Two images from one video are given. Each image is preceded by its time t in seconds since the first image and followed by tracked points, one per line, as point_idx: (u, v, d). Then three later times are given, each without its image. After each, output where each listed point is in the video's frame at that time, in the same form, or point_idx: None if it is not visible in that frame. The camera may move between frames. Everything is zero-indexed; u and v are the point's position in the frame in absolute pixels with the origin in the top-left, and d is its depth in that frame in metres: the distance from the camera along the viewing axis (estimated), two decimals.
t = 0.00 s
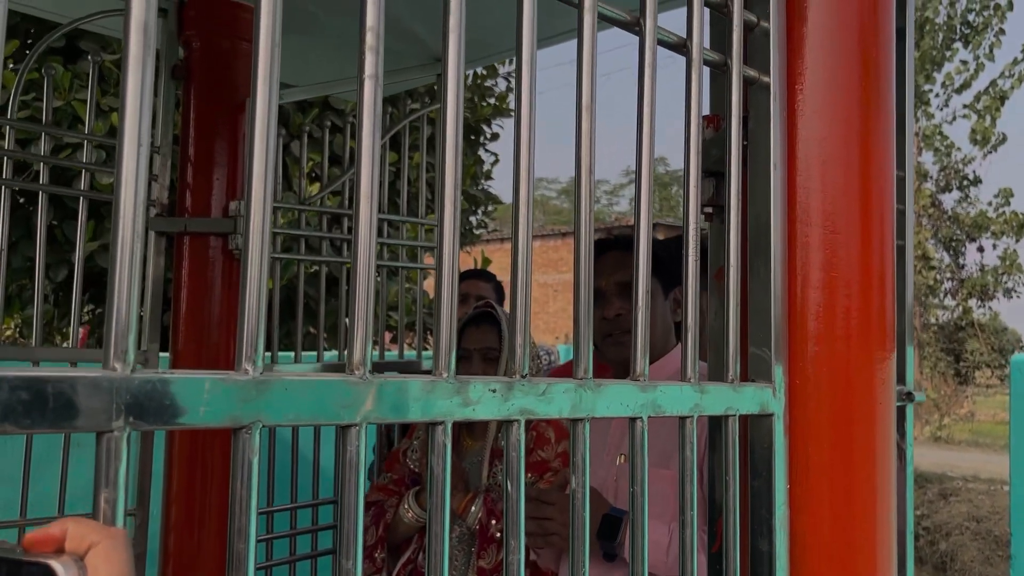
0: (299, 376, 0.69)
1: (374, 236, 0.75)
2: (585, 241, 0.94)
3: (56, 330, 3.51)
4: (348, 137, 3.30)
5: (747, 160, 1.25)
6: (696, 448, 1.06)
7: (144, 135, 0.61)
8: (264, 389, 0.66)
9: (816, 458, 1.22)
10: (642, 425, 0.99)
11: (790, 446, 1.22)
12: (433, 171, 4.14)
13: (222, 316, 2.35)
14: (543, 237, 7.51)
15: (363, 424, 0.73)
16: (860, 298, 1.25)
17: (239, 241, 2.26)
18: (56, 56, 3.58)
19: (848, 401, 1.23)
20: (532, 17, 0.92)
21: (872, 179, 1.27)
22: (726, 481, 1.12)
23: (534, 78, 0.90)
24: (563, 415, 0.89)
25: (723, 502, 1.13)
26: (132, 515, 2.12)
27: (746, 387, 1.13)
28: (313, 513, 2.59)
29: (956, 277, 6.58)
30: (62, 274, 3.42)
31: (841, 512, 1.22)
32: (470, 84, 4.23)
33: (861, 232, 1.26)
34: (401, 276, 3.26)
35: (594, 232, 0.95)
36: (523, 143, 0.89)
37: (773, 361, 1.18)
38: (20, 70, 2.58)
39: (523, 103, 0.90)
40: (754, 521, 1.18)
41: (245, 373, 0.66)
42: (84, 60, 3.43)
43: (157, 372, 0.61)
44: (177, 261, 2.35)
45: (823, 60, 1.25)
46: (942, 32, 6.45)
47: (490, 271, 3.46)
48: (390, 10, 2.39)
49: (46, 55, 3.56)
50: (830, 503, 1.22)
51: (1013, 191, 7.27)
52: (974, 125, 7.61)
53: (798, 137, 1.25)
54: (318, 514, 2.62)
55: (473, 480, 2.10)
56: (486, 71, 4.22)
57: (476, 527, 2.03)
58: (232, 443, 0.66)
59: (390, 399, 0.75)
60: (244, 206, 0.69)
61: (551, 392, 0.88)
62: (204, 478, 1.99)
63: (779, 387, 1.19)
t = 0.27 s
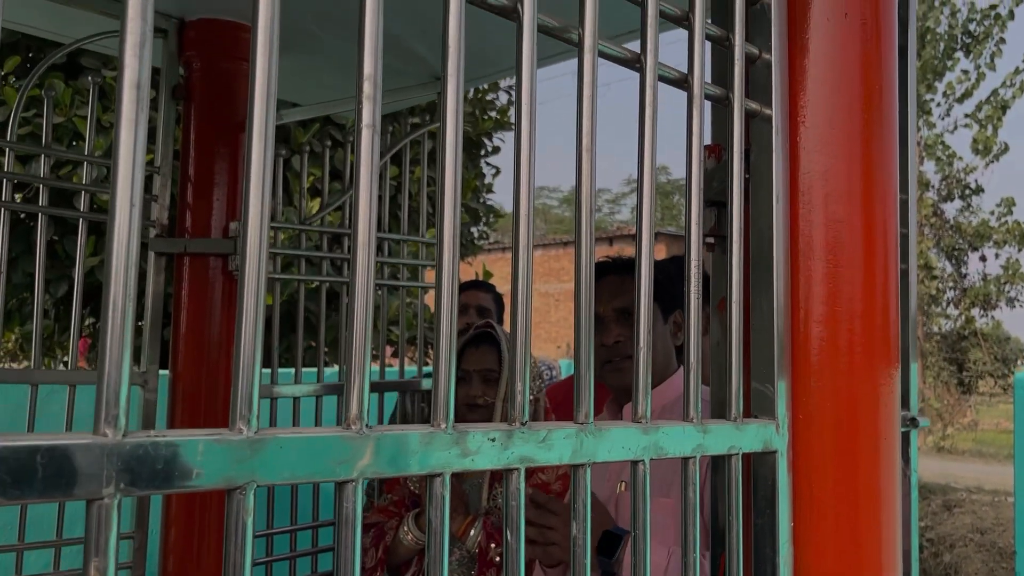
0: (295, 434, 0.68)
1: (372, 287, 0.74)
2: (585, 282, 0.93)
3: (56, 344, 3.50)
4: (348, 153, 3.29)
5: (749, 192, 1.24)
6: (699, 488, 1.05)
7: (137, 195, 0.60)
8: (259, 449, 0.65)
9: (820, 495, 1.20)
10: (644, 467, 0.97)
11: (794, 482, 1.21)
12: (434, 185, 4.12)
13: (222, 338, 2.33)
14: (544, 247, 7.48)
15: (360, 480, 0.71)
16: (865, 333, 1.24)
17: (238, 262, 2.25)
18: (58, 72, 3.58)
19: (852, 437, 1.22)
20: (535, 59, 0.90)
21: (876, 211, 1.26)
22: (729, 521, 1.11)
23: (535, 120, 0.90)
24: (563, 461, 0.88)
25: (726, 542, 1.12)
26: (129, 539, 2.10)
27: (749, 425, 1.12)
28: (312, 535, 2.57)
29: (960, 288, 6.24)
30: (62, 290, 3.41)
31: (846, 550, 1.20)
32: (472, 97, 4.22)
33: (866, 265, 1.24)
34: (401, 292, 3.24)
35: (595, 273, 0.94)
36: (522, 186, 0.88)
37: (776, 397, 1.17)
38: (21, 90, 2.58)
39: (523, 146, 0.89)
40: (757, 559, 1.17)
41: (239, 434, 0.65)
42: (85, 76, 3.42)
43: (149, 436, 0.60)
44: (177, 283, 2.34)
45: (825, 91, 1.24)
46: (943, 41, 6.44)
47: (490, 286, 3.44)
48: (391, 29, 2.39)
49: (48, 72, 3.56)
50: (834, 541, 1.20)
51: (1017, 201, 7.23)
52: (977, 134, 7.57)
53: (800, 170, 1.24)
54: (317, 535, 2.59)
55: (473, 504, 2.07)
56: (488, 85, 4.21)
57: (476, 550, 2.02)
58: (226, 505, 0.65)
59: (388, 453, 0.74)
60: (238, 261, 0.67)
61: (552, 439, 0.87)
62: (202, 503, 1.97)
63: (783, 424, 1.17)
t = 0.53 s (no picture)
0: (307, 466, 0.68)
1: (383, 318, 0.75)
2: (593, 308, 0.94)
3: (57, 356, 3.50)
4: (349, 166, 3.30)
5: (754, 214, 1.25)
6: (705, 511, 1.05)
7: (152, 234, 0.60)
8: (272, 481, 0.66)
9: (825, 515, 1.21)
10: (651, 491, 0.98)
11: (800, 503, 1.21)
12: (436, 197, 4.13)
13: (225, 353, 2.33)
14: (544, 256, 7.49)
15: (371, 510, 0.72)
16: (869, 353, 1.24)
17: (242, 276, 2.25)
18: (61, 86, 3.59)
19: (858, 457, 1.22)
20: (543, 87, 0.91)
21: (880, 232, 1.27)
22: (735, 543, 1.11)
23: (543, 147, 0.91)
24: (572, 487, 0.89)
25: (732, 564, 1.12)
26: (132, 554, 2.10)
27: (755, 447, 1.12)
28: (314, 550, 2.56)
29: (960, 296, 6.14)
30: (64, 301, 3.41)
31: (851, 571, 1.21)
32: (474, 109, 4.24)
33: (870, 286, 1.25)
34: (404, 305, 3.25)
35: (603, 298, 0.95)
36: (530, 213, 0.89)
37: (781, 418, 1.18)
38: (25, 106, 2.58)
39: (531, 173, 0.90)
40: None
41: (252, 467, 0.65)
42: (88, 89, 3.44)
43: (164, 471, 0.61)
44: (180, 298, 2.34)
45: (828, 113, 1.25)
46: (942, 50, 6.45)
47: (492, 298, 3.44)
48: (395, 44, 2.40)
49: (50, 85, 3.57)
50: (840, 562, 1.20)
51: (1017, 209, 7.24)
52: (976, 142, 7.57)
53: (804, 192, 1.25)
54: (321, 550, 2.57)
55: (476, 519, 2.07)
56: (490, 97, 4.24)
57: (478, 566, 2.00)
58: (239, 537, 0.65)
59: (399, 483, 0.74)
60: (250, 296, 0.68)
61: (561, 466, 0.87)
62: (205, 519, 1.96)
63: (788, 445, 1.18)
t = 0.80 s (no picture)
0: (319, 483, 0.68)
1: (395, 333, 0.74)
2: (603, 320, 0.93)
3: (59, 363, 3.49)
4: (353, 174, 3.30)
5: (761, 225, 1.25)
6: (715, 524, 1.05)
7: (166, 251, 0.60)
8: (284, 498, 0.66)
9: (833, 528, 1.20)
10: (661, 505, 0.97)
11: (808, 515, 1.21)
12: (439, 204, 4.13)
13: (228, 362, 2.33)
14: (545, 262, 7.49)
15: (382, 526, 0.71)
16: (877, 365, 1.24)
17: (246, 284, 2.25)
18: (64, 94, 3.59)
19: (866, 470, 1.21)
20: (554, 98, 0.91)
21: (887, 243, 1.26)
22: (744, 556, 1.11)
23: (554, 160, 0.91)
24: (582, 501, 0.88)
25: None
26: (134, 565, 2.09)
27: (763, 459, 1.12)
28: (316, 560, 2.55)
29: (960, 302, 6.12)
30: (66, 309, 3.41)
31: None
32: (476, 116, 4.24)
33: (877, 297, 1.25)
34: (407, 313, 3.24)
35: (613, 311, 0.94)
36: (541, 225, 0.89)
37: (790, 430, 1.17)
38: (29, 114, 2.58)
39: (541, 185, 0.89)
40: None
41: (264, 484, 0.65)
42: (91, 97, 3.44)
43: (177, 489, 0.60)
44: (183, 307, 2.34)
45: (834, 124, 1.25)
46: (942, 57, 6.46)
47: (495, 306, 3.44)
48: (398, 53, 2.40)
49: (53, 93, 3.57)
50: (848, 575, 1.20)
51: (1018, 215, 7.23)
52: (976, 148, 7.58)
53: (811, 203, 1.25)
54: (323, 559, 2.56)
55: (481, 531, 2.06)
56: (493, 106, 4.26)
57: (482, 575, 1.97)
58: (251, 554, 0.65)
59: (411, 499, 0.74)
60: (262, 311, 0.68)
61: (571, 480, 0.87)
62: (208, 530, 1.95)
63: (796, 457, 1.17)
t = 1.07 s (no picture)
0: (303, 494, 0.67)
1: (381, 341, 0.74)
2: (594, 329, 0.93)
3: (55, 368, 3.48)
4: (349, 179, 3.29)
5: (756, 231, 1.24)
6: (708, 535, 1.04)
7: (146, 261, 0.59)
8: (268, 511, 0.65)
9: (829, 538, 1.19)
10: (653, 515, 0.97)
11: (803, 524, 1.20)
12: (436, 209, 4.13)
13: (223, 368, 2.32)
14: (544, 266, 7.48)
15: (368, 538, 0.71)
16: (871, 372, 1.23)
17: (241, 290, 2.23)
18: (60, 99, 3.58)
19: (861, 479, 1.21)
20: (544, 104, 0.90)
21: (882, 251, 1.26)
22: (738, 565, 1.10)
23: (544, 166, 0.90)
24: (572, 512, 0.87)
25: None
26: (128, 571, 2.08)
27: (757, 468, 1.11)
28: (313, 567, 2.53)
29: (959, 308, 6.10)
30: (62, 314, 3.40)
31: None
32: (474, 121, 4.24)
33: (872, 305, 1.24)
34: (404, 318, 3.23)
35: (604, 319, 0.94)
36: (530, 233, 0.88)
37: (784, 439, 1.17)
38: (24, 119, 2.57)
39: (531, 193, 0.89)
40: None
41: (247, 496, 0.64)
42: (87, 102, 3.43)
43: (157, 503, 0.59)
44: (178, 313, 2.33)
45: (828, 130, 1.24)
46: (940, 62, 6.45)
47: (492, 312, 3.43)
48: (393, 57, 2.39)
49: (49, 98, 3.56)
50: None
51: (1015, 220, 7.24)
52: (975, 153, 7.58)
53: (806, 210, 1.24)
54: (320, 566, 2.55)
55: (478, 538, 2.05)
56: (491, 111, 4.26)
57: None
58: (234, 567, 0.64)
59: (398, 511, 0.73)
60: (246, 321, 0.67)
61: (561, 491, 0.86)
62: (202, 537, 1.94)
63: (791, 466, 1.17)
